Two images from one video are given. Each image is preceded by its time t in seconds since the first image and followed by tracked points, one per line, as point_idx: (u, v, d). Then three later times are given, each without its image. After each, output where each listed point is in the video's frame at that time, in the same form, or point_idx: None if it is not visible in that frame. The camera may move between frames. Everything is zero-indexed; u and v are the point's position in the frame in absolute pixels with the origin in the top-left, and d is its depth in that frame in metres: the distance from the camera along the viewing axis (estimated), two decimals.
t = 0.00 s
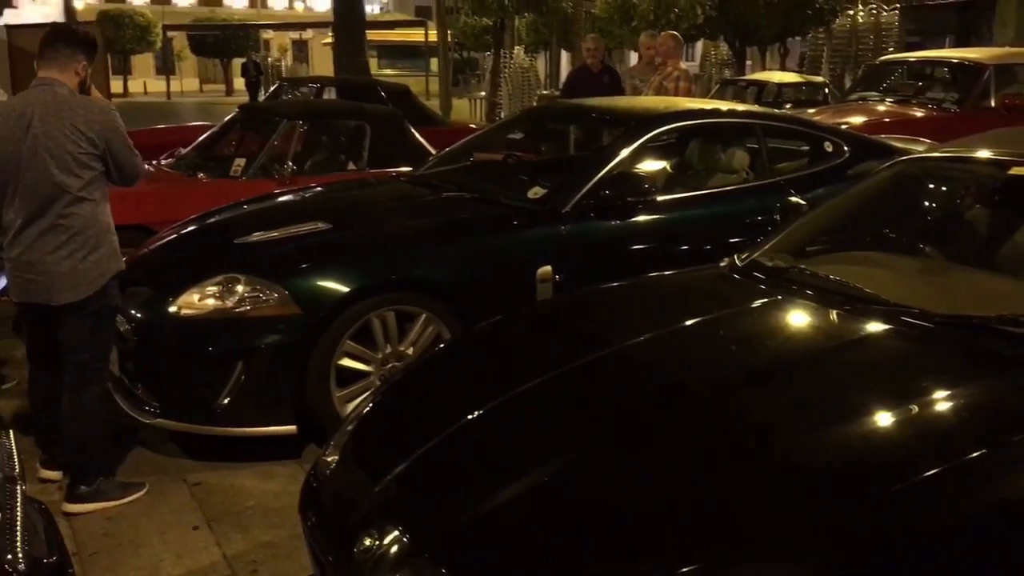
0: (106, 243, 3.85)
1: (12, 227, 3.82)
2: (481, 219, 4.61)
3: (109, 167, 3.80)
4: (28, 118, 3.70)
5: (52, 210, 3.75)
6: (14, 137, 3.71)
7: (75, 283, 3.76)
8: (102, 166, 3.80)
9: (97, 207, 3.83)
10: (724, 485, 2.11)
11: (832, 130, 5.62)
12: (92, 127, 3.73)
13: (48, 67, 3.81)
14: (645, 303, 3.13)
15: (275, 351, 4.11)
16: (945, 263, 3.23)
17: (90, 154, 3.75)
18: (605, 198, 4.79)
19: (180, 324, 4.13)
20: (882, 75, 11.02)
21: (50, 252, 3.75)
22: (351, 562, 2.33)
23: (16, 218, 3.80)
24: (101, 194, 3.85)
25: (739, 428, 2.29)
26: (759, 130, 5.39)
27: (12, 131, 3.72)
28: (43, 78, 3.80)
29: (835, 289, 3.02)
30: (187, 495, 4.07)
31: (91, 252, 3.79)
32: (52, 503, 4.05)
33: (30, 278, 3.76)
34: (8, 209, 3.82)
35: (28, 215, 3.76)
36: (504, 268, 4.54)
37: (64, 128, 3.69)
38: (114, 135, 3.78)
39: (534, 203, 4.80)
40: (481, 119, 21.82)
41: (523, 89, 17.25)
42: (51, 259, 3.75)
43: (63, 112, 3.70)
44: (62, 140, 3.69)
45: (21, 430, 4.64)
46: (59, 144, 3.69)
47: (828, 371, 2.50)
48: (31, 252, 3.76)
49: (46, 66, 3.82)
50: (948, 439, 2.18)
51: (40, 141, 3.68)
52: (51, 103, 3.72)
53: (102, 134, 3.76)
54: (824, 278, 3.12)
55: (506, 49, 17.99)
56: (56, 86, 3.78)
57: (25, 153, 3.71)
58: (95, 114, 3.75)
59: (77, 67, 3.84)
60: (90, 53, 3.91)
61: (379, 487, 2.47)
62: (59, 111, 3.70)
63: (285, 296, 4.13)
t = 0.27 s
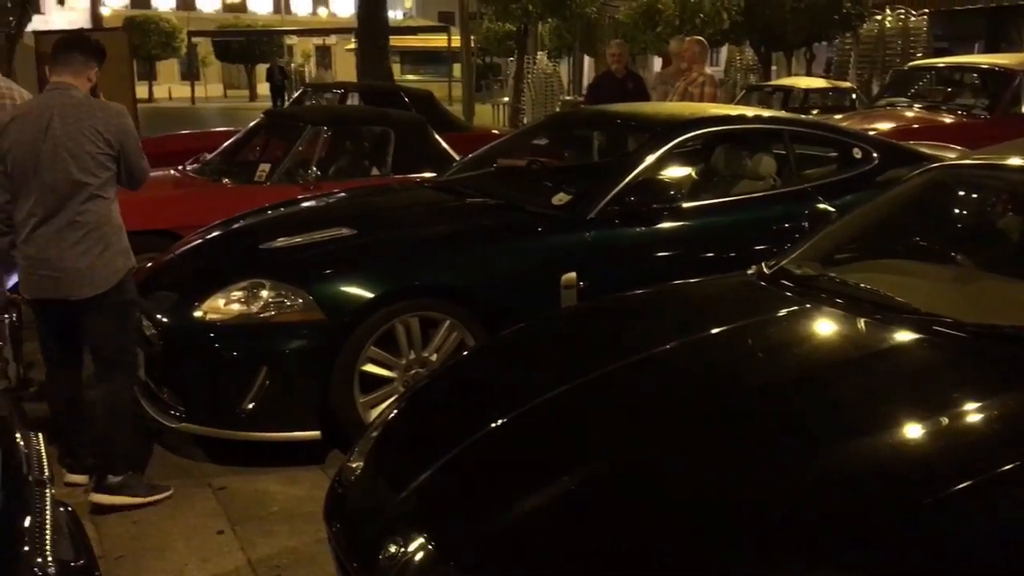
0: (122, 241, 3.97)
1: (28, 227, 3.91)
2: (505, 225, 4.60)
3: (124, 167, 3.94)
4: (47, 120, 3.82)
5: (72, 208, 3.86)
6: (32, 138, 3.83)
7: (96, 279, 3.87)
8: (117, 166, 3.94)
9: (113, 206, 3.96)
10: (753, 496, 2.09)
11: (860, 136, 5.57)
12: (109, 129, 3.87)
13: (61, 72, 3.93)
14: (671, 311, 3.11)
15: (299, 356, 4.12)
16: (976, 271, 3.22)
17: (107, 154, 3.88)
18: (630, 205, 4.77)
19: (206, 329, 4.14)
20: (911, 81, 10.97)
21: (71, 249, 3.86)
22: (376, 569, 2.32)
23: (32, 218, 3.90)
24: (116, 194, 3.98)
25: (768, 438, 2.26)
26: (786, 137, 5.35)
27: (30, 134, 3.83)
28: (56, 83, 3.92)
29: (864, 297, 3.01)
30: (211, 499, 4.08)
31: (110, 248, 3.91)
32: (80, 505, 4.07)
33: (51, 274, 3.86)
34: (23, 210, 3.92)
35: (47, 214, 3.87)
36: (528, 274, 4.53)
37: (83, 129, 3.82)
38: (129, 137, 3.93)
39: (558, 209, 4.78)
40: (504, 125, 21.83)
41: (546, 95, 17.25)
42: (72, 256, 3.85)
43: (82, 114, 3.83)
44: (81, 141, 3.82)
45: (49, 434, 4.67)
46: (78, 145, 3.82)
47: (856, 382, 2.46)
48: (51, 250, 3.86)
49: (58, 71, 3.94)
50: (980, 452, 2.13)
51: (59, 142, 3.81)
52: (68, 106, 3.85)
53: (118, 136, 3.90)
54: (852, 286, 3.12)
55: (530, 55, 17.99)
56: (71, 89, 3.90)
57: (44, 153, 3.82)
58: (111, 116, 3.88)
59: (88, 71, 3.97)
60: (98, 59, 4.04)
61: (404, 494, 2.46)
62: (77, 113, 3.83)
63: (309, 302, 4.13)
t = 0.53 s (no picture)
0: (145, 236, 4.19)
1: (55, 225, 4.07)
2: (528, 230, 4.61)
3: (144, 166, 4.17)
4: (73, 122, 4.02)
5: (99, 206, 4.07)
6: (59, 140, 4.02)
7: (127, 271, 4.08)
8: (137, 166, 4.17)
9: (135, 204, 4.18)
10: (777, 503, 2.08)
11: (885, 141, 5.54)
12: (131, 130, 4.11)
13: (80, 78, 4.14)
14: (694, 317, 3.10)
15: (322, 360, 4.14)
16: (1003, 276, 3.21)
17: (131, 154, 4.11)
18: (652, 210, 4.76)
19: (230, 332, 4.18)
20: (935, 86, 10.91)
21: (102, 244, 4.06)
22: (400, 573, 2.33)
23: (59, 216, 4.07)
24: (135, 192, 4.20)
25: (792, 445, 2.26)
26: (810, 142, 5.33)
27: (56, 136, 4.02)
28: (74, 88, 4.12)
29: (889, 303, 3.00)
30: (236, 501, 4.11)
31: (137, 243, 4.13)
32: (107, 505, 4.09)
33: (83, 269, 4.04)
34: (49, 209, 4.07)
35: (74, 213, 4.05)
36: (550, 279, 4.54)
37: (109, 130, 4.05)
38: (148, 138, 4.17)
39: (581, 214, 4.77)
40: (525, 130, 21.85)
41: (568, 99, 17.27)
42: (104, 251, 4.05)
43: (107, 117, 4.06)
44: (108, 141, 4.04)
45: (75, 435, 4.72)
46: (105, 146, 4.04)
47: (881, 389, 2.45)
48: (82, 246, 4.04)
49: (75, 78, 4.15)
50: (1006, 460, 2.12)
51: (87, 143, 4.02)
52: (91, 109, 4.06)
53: (139, 137, 4.15)
54: (877, 291, 3.12)
55: (551, 59, 18.01)
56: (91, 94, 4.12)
57: (71, 154, 4.01)
58: (132, 118, 4.12)
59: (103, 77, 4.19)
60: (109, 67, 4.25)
61: (428, 497, 2.47)
62: (102, 116, 4.05)
63: (332, 306, 4.15)
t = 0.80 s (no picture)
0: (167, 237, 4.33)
1: (82, 227, 4.14)
2: (546, 234, 4.60)
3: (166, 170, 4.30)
4: (102, 127, 4.10)
5: (127, 208, 4.18)
6: (88, 144, 4.09)
7: (154, 271, 4.22)
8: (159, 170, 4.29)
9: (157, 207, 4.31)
10: (797, 509, 2.07)
11: (905, 144, 5.50)
12: (157, 135, 4.22)
13: (103, 84, 4.22)
14: (713, 321, 3.09)
15: (341, 363, 4.15)
16: None
17: (156, 158, 4.23)
18: (670, 213, 4.75)
19: (249, 335, 4.19)
20: (956, 89, 10.85)
21: (131, 246, 4.17)
22: None
23: (86, 219, 4.14)
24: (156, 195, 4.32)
25: (813, 450, 2.24)
26: (830, 145, 5.30)
27: (85, 140, 4.09)
28: (97, 93, 4.19)
29: (910, 308, 2.98)
30: (254, 503, 4.12)
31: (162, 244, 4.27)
32: (126, 507, 4.10)
33: (114, 270, 4.14)
34: (76, 211, 4.14)
35: (103, 215, 4.14)
36: (568, 282, 4.53)
37: (137, 136, 4.15)
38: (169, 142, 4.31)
39: (599, 217, 4.76)
40: (541, 133, 21.84)
41: (584, 103, 17.26)
42: (134, 252, 4.17)
43: (134, 122, 4.16)
44: (137, 146, 4.15)
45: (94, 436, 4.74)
46: (134, 150, 4.14)
47: (902, 395, 2.43)
48: (111, 247, 4.14)
49: (96, 83, 4.22)
50: None
51: (116, 147, 4.11)
52: (117, 115, 4.15)
53: (162, 141, 4.27)
54: (899, 296, 3.09)
55: (568, 62, 18.01)
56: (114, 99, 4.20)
57: (100, 158, 4.10)
58: (156, 124, 4.24)
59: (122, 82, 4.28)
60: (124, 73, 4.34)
61: (446, 501, 2.47)
62: (129, 121, 4.15)
63: (350, 308, 4.16)
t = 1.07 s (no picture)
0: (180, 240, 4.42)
1: (101, 226, 4.22)
2: (556, 237, 4.61)
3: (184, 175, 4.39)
4: (127, 131, 4.18)
5: (146, 211, 4.26)
6: (112, 146, 4.17)
7: (166, 273, 4.31)
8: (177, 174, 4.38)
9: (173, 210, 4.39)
10: (807, 514, 2.07)
11: (916, 148, 5.49)
12: (178, 140, 4.30)
13: (129, 87, 4.28)
14: (723, 325, 3.09)
15: (351, 365, 4.16)
16: None
17: (176, 163, 4.31)
18: (680, 217, 4.75)
19: (260, 337, 4.20)
20: (966, 93, 10.83)
21: (148, 248, 4.25)
22: None
23: (106, 218, 4.22)
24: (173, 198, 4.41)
25: (823, 454, 2.24)
26: (841, 148, 5.29)
27: (110, 142, 4.17)
28: (123, 96, 4.26)
29: (921, 311, 2.97)
30: (264, 505, 4.13)
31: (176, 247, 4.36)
32: (137, 508, 4.11)
33: (129, 269, 4.23)
34: (96, 210, 4.21)
35: (122, 216, 4.22)
36: (578, 286, 4.54)
37: (160, 141, 4.23)
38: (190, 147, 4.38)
39: (609, 220, 4.77)
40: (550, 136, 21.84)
41: (593, 106, 17.24)
42: (150, 254, 4.26)
43: (158, 128, 4.24)
44: (159, 151, 4.23)
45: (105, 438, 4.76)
46: (156, 155, 4.23)
47: (913, 399, 2.43)
48: (129, 247, 4.22)
49: (123, 86, 4.28)
50: None
51: (140, 151, 4.19)
52: (142, 119, 4.23)
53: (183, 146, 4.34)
54: (910, 299, 3.09)
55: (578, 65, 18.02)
56: (139, 103, 4.28)
57: (124, 161, 4.18)
58: (178, 130, 4.32)
59: (148, 88, 4.34)
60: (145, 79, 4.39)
61: (456, 504, 2.48)
62: (153, 126, 4.23)
63: (361, 311, 4.17)
